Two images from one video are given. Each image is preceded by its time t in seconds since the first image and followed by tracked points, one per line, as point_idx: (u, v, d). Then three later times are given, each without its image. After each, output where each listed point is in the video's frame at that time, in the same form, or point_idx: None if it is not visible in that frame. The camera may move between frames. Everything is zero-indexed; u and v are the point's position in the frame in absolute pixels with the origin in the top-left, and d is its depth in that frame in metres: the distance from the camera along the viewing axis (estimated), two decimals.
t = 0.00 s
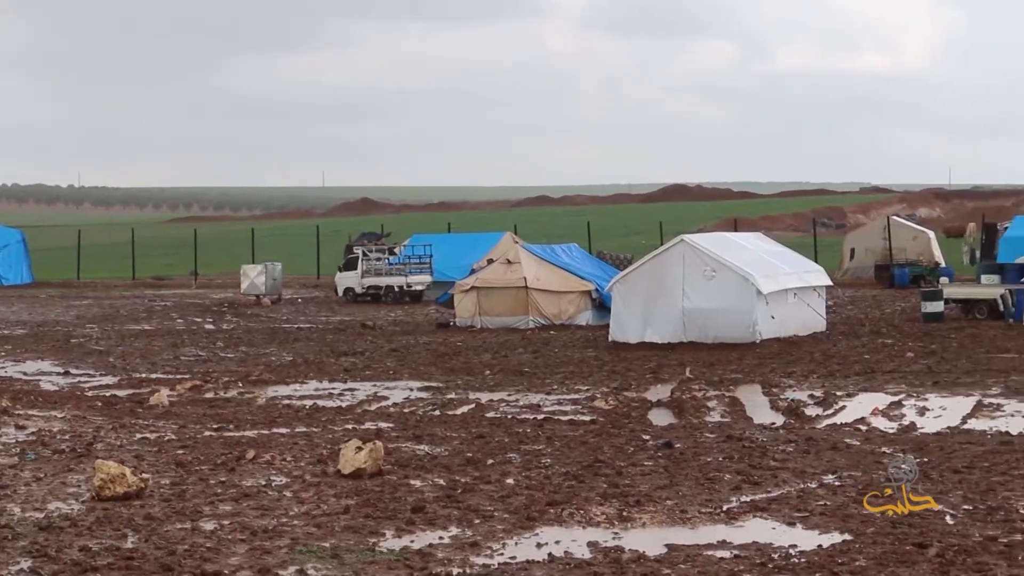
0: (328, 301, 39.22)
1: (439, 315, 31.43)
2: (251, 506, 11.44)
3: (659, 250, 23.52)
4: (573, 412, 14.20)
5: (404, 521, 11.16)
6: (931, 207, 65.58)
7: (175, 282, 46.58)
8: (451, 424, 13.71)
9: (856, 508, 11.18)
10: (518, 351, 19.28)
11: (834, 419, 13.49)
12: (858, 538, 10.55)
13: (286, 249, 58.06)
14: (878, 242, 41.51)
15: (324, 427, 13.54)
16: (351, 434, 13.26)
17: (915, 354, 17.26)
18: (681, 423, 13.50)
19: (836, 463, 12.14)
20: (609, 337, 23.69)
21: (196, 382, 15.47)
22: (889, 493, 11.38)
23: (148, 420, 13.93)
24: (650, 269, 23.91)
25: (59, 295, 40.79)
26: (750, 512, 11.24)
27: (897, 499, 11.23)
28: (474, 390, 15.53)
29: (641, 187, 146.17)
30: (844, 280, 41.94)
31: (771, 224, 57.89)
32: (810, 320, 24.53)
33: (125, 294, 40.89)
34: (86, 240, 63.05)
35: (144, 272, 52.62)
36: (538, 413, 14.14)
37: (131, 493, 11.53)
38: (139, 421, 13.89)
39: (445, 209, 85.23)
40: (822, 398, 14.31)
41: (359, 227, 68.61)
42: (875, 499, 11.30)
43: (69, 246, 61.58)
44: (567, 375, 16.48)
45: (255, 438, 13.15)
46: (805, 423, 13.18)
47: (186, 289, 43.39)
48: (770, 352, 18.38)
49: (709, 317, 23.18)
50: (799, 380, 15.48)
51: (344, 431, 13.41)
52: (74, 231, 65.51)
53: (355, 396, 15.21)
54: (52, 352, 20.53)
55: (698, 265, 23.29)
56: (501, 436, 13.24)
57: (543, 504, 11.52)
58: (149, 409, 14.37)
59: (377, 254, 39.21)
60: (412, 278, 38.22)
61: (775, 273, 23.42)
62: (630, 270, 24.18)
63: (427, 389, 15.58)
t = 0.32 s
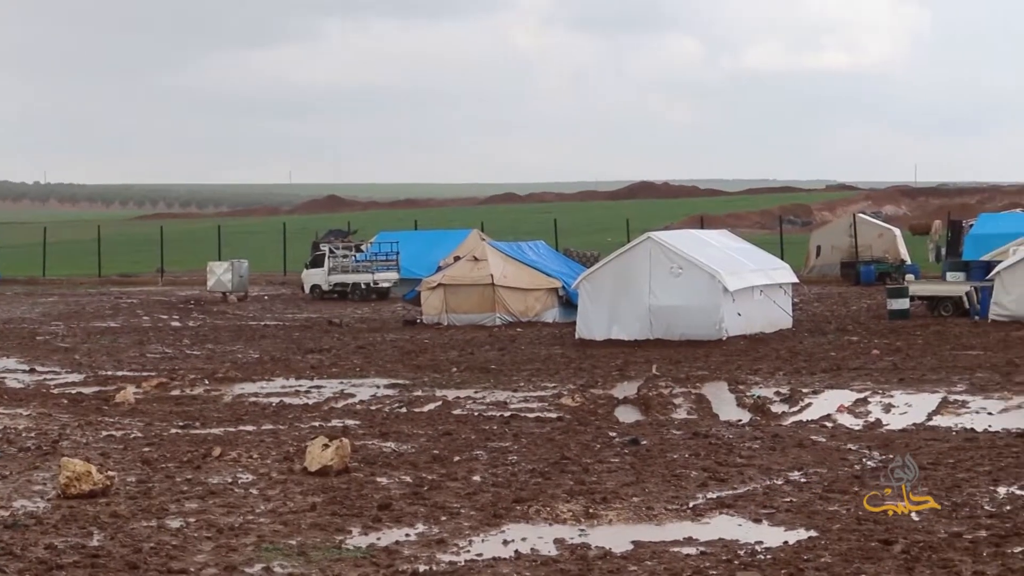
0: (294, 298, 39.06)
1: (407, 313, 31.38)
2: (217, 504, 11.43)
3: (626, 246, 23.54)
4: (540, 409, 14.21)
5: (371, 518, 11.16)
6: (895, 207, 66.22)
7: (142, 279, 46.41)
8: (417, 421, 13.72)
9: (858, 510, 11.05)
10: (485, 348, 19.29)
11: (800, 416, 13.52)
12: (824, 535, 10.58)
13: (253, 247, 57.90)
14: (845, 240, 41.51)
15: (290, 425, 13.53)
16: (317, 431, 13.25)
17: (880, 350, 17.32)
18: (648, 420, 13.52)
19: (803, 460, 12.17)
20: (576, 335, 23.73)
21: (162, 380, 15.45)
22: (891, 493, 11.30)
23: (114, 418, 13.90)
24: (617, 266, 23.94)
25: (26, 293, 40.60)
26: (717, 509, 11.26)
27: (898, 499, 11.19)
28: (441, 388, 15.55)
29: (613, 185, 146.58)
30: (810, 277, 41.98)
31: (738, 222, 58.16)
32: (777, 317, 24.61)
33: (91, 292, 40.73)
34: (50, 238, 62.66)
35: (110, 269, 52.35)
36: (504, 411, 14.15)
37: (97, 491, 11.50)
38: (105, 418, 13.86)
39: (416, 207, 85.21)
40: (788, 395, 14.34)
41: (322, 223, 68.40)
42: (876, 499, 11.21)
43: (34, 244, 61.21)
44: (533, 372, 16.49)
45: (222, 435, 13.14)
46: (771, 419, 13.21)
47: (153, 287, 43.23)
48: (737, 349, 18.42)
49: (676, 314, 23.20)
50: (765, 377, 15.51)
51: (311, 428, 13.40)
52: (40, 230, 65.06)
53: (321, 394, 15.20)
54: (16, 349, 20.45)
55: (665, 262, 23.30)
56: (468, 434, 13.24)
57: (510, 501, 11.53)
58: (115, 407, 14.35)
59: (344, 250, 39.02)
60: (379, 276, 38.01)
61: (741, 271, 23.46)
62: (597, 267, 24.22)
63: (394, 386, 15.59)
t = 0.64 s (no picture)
0: (258, 295, 39.05)
1: (372, 309, 31.33)
2: (181, 501, 11.41)
3: (591, 242, 23.57)
4: (504, 406, 14.22)
5: (335, 515, 11.16)
6: (860, 203, 66.78)
7: (106, 276, 46.26)
8: (381, 418, 13.71)
9: (855, 509, 10.97)
10: (449, 345, 19.31)
11: (764, 412, 13.55)
12: (788, 531, 10.61)
13: (212, 243, 57.71)
14: (808, 236, 41.65)
15: (254, 422, 13.53)
16: (281, 428, 13.24)
17: (843, 347, 17.37)
18: (612, 417, 13.54)
19: (766, 456, 12.19)
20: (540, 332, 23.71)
21: (126, 376, 15.45)
22: (890, 493, 11.23)
23: (77, 415, 13.88)
24: (581, 263, 23.94)
25: None
26: (680, 506, 11.28)
27: (896, 500, 11.07)
28: (405, 384, 15.56)
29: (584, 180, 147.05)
30: (774, 274, 42.21)
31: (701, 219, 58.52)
32: (740, 314, 24.73)
33: (56, 289, 40.55)
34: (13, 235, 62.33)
35: (74, 266, 52.13)
36: (469, 407, 14.15)
37: (60, 488, 11.47)
38: (68, 415, 13.83)
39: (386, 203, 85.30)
40: (752, 391, 14.36)
41: (283, 221, 68.11)
42: (876, 499, 11.13)
43: None
44: (498, 369, 16.51)
45: (186, 432, 13.13)
46: (735, 416, 13.24)
47: (117, 283, 43.08)
48: (701, 346, 18.46)
49: (640, 311, 23.23)
50: (729, 374, 15.54)
51: (274, 425, 13.39)
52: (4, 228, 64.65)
53: (286, 390, 15.19)
54: None
55: (629, 259, 23.31)
56: (432, 430, 13.24)
57: (474, 498, 11.53)
58: (79, 404, 14.32)
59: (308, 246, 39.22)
60: (342, 273, 38.15)
61: (705, 267, 23.51)
62: (561, 264, 24.20)
63: (358, 383, 15.59)
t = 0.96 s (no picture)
0: (227, 290, 38.95)
1: (340, 305, 31.30)
2: (151, 497, 11.40)
3: (560, 237, 23.59)
4: (473, 401, 14.23)
5: (304, 511, 11.16)
6: (828, 197, 67.38)
7: (74, 272, 46.13)
8: (351, 413, 13.70)
9: (856, 509, 10.84)
10: (419, 340, 19.32)
11: (733, 406, 13.58)
12: (757, 524, 10.63)
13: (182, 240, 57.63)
14: (777, 231, 41.88)
15: (223, 417, 13.52)
16: (250, 424, 13.24)
17: (813, 341, 17.43)
18: (582, 411, 13.55)
19: (735, 450, 12.21)
20: (510, 327, 23.67)
21: (95, 373, 15.43)
22: (890, 493, 11.08)
23: (45, 411, 13.85)
24: (550, 258, 23.94)
25: None
26: (650, 500, 11.30)
27: (896, 500, 10.94)
28: (375, 379, 15.57)
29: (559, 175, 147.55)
30: (743, 268, 42.31)
31: (671, 214, 58.78)
32: (710, 308, 24.84)
33: (26, 285, 40.36)
34: None
35: (42, 262, 51.94)
36: (439, 403, 14.17)
37: (29, 485, 11.44)
38: (36, 412, 13.80)
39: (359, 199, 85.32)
40: (721, 385, 14.39)
41: (253, 217, 67.96)
42: (875, 499, 10.99)
43: None
44: (467, 364, 16.52)
45: (154, 428, 13.11)
46: (704, 410, 13.26)
47: (86, 279, 42.94)
48: (670, 340, 18.50)
49: (610, 306, 23.28)
50: (698, 368, 15.57)
51: (244, 421, 13.39)
52: None
53: (255, 386, 15.20)
54: None
55: (599, 254, 23.36)
56: (401, 425, 13.25)
57: (443, 493, 11.53)
58: (47, 401, 14.29)
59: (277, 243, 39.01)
60: (312, 268, 38.01)
61: (675, 262, 23.61)
62: (530, 259, 24.18)
63: (327, 378, 15.60)
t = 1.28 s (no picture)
0: (194, 284, 38.87)
1: (307, 298, 31.28)
2: (117, 491, 11.37)
3: (527, 230, 23.63)
4: (440, 393, 14.24)
5: (271, 504, 11.15)
6: (795, 189, 67.89)
7: (40, 266, 45.95)
8: (318, 406, 13.70)
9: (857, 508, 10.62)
10: (386, 333, 19.33)
11: (699, 398, 13.61)
12: (724, 516, 10.65)
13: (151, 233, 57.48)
14: (743, 223, 42.06)
15: (190, 411, 13.51)
16: (217, 417, 13.23)
17: (779, 332, 17.51)
18: (549, 404, 13.57)
19: (702, 442, 12.23)
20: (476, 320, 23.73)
21: (61, 367, 15.41)
22: (890, 493, 10.87)
23: (10, 405, 13.81)
24: (517, 251, 23.97)
25: None
26: (617, 491, 11.31)
27: (898, 499, 10.74)
28: (342, 372, 15.58)
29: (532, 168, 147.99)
30: (708, 261, 42.42)
31: (638, 207, 59.11)
32: (676, 300, 24.91)
33: None
34: None
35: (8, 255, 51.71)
36: (406, 395, 14.17)
37: None
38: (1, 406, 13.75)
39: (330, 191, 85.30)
40: (687, 377, 14.44)
41: (221, 210, 67.83)
42: (876, 499, 10.77)
43: None
44: (435, 356, 16.54)
45: (121, 422, 13.10)
46: (671, 402, 13.29)
47: (52, 273, 42.80)
48: (637, 333, 18.55)
49: (576, 298, 23.30)
50: (665, 360, 15.61)
51: (210, 414, 13.37)
52: None
53: (221, 379, 15.20)
54: None
55: (565, 246, 23.38)
56: (368, 418, 13.24)
57: (411, 485, 11.53)
58: (12, 394, 14.25)
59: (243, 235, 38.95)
60: (279, 261, 38.15)
61: (641, 255, 23.66)
62: (497, 252, 24.23)
63: (294, 371, 15.60)
